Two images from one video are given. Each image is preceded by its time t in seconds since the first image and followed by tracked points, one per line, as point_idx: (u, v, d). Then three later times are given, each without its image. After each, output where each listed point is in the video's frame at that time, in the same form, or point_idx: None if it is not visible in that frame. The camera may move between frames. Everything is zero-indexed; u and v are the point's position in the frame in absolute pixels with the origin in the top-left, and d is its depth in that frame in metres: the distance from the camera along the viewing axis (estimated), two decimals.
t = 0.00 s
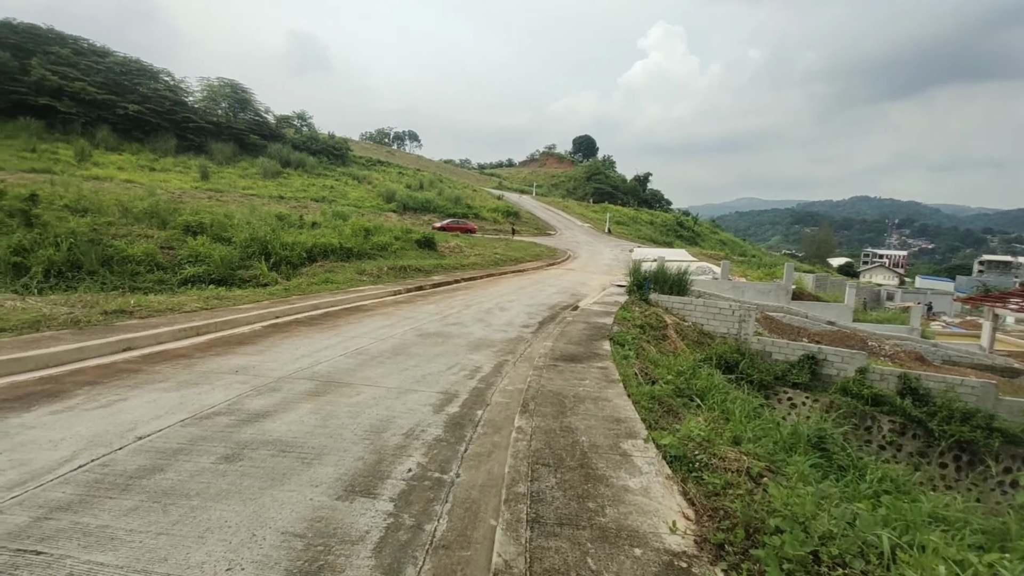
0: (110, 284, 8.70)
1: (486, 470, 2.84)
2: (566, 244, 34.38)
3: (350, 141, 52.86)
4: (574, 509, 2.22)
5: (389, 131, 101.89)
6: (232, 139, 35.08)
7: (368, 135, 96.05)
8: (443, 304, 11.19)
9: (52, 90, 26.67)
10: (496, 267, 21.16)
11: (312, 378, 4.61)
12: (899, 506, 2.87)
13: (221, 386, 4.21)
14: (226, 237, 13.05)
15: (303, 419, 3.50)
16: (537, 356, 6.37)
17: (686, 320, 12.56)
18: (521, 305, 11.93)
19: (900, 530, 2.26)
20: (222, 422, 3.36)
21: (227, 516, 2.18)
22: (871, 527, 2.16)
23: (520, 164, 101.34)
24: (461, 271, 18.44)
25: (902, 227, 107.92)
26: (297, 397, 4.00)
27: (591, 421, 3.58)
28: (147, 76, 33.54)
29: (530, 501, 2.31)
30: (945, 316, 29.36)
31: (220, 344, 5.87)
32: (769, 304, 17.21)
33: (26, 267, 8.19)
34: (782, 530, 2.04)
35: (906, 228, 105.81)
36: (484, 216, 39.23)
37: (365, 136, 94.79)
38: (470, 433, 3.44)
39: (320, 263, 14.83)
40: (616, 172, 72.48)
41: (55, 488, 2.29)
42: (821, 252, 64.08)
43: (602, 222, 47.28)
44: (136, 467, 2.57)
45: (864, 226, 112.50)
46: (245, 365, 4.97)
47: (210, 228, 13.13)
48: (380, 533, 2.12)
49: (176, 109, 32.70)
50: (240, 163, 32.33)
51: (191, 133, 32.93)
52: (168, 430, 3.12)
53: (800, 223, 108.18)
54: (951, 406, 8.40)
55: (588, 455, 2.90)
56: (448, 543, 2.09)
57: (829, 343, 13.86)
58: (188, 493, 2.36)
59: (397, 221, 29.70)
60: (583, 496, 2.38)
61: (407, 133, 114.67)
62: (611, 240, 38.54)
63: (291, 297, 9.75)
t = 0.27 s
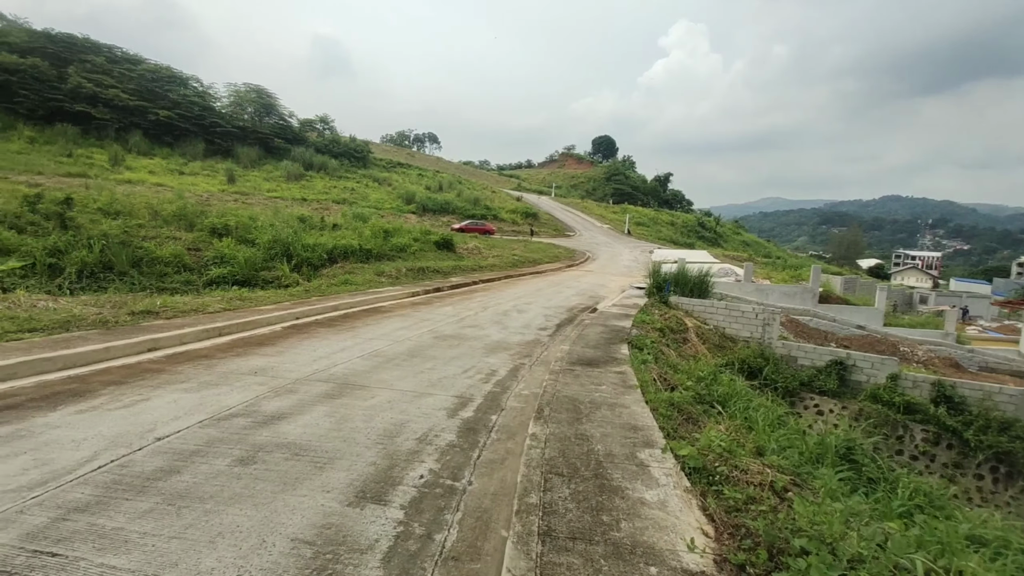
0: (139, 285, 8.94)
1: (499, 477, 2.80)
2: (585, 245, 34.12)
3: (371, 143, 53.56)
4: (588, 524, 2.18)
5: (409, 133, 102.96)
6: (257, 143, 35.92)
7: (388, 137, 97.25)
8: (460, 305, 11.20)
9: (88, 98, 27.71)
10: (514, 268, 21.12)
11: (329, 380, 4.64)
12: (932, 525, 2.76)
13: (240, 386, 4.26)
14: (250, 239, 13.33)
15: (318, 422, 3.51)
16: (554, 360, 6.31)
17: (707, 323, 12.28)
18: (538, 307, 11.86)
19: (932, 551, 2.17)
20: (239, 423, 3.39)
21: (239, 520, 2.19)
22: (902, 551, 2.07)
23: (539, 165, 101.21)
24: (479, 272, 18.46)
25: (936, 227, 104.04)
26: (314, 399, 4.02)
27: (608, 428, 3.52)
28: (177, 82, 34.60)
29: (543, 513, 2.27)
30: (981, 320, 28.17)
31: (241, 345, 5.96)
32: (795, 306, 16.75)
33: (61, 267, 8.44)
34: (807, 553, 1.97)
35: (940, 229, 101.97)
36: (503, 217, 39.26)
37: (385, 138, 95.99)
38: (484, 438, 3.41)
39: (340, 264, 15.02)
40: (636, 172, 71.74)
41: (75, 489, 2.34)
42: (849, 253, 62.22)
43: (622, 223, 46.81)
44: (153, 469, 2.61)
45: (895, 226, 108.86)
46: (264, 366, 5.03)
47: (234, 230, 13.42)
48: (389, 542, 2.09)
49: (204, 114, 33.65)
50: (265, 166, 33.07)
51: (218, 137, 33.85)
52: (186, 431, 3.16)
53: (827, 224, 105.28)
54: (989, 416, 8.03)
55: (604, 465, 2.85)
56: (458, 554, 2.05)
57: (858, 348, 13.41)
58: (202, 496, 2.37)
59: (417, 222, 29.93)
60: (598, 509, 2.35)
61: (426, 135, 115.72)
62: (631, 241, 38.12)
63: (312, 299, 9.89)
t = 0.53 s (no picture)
0: (170, 286, 9.24)
1: (513, 482, 2.78)
2: (606, 247, 33.80)
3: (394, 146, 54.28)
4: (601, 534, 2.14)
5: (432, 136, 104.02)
6: (284, 147, 36.83)
7: (411, 141, 98.51)
8: (479, 308, 11.23)
9: (125, 105, 28.85)
10: (534, 270, 21.07)
11: (348, 381, 4.70)
12: (967, 545, 2.63)
13: (262, 386, 4.35)
14: (276, 241, 13.63)
15: (336, 423, 3.55)
16: (572, 364, 6.24)
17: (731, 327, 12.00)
18: (557, 310, 11.79)
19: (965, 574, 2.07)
20: (259, 423, 3.46)
21: (255, 520, 2.22)
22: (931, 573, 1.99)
23: (560, 167, 100.88)
24: (499, 275, 18.48)
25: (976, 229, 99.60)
26: (332, 400, 4.07)
27: (624, 436, 3.47)
28: (209, 89, 35.75)
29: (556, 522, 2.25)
30: None
31: (265, 345, 6.10)
32: (823, 311, 16.24)
33: (98, 268, 8.77)
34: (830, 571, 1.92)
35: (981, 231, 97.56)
36: (523, 219, 39.25)
37: (408, 141, 97.24)
38: (499, 443, 3.40)
39: (362, 266, 15.24)
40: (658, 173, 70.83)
41: (102, 485, 2.42)
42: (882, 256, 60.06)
43: (644, 225, 46.25)
44: (177, 466, 2.68)
45: (931, 228, 104.66)
46: (286, 367, 5.13)
47: (261, 233, 13.76)
48: (401, 546, 2.10)
49: (234, 119, 34.68)
50: (291, 170, 33.87)
51: (247, 142, 34.84)
52: (209, 430, 3.24)
53: (858, 225, 101.93)
54: None
55: (619, 473, 2.82)
56: (469, 561, 2.04)
57: (891, 355, 12.91)
58: (222, 495, 2.42)
59: (438, 224, 30.17)
60: (612, 518, 2.32)
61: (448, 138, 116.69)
62: (653, 243, 37.61)
63: (334, 300, 10.06)
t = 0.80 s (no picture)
0: (207, 292, 9.63)
1: (532, 491, 2.78)
2: (633, 255, 33.39)
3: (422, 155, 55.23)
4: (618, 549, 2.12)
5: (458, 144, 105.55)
6: (316, 157, 38.02)
7: (438, 150, 100.12)
8: (503, 315, 11.26)
9: (169, 119, 30.36)
10: (559, 278, 20.99)
11: (372, 387, 4.79)
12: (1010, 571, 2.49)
13: (290, 390, 4.49)
14: (306, 248, 14.03)
15: (360, 427, 3.63)
16: (595, 372, 6.17)
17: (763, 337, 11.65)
18: (581, 318, 11.70)
19: None
20: (286, 425, 3.57)
21: (280, 520, 2.30)
22: None
23: (586, 173, 100.51)
24: (524, 282, 18.49)
25: None
26: (357, 405, 4.16)
27: (646, 447, 3.43)
28: (246, 103, 37.28)
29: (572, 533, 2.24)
30: None
31: (294, 350, 6.28)
32: (861, 321, 15.59)
33: (141, 274, 9.21)
34: None
35: None
36: (549, 226, 39.22)
37: (435, 150, 98.82)
38: (519, 450, 3.40)
39: (389, 273, 15.52)
40: (687, 179, 69.71)
41: (138, 482, 2.54)
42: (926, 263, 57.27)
43: (671, 231, 45.51)
44: (208, 466, 2.79)
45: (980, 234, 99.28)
46: (313, 371, 5.27)
47: (293, 240, 14.20)
48: (418, 552, 2.12)
49: (270, 131, 36.04)
50: (323, 179, 34.86)
51: (282, 153, 36.08)
52: (239, 431, 3.37)
53: (900, 231, 97.65)
54: None
55: (638, 485, 2.80)
56: (484, 569, 2.05)
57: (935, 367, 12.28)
58: (249, 495, 2.51)
59: (463, 232, 30.47)
60: (629, 531, 2.31)
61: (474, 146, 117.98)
62: (681, 250, 36.93)
63: (361, 306, 10.27)
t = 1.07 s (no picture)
0: (254, 298, 10.12)
1: (561, 500, 2.77)
2: (671, 263, 32.67)
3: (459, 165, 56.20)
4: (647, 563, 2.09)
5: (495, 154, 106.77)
6: (357, 169, 39.38)
7: (475, 159, 101.63)
8: (537, 323, 11.25)
9: (223, 135, 32.25)
10: (594, 286, 20.79)
11: (407, 392, 4.89)
12: None
13: (329, 393, 4.65)
14: (347, 256, 14.52)
15: (394, 431, 3.71)
16: (629, 382, 6.07)
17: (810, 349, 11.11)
18: (616, 326, 11.54)
19: None
20: (325, 427, 3.70)
21: (317, 517, 2.39)
22: None
23: (623, 181, 99.44)
24: (558, 290, 18.42)
25: None
26: (392, 409, 4.26)
27: (680, 460, 3.35)
28: (293, 118, 39.12)
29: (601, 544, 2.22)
30: None
31: (334, 354, 6.50)
32: (919, 333, 14.65)
33: (196, 281, 9.78)
34: None
35: None
36: (584, 234, 38.97)
37: (471, 160, 100.36)
38: (549, 458, 3.39)
39: (425, 280, 15.82)
40: (728, 185, 67.75)
41: (190, 476, 2.71)
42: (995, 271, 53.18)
43: (712, 239, 44.26)
44: (252, 462, 2.94)
45: None
46: (352, 375, 5.45)
47: (334, 249, 14.73)
48: (447, 554, 2.16)
49: (315, 145, 37.64)
50: (364, 189, 36.02)
51: (325, 165, 37.59)
52: (281, 431, 3.52)
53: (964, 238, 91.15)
54: None
55: (671, 499, 2.74)
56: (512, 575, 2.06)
57: (1005, 385, 11.36)
58: (289, 492, 2.62)
59: (499, 240, 30.70)
60: (660, 545, 2.26)
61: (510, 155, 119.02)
62: (721, 258, 35.85)
63: (398, 313, 10.52)
